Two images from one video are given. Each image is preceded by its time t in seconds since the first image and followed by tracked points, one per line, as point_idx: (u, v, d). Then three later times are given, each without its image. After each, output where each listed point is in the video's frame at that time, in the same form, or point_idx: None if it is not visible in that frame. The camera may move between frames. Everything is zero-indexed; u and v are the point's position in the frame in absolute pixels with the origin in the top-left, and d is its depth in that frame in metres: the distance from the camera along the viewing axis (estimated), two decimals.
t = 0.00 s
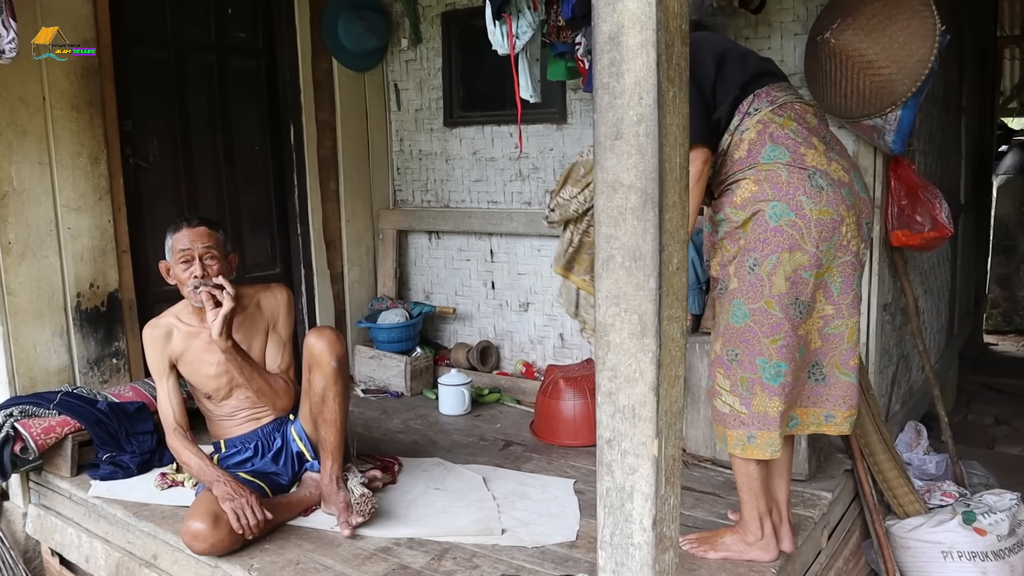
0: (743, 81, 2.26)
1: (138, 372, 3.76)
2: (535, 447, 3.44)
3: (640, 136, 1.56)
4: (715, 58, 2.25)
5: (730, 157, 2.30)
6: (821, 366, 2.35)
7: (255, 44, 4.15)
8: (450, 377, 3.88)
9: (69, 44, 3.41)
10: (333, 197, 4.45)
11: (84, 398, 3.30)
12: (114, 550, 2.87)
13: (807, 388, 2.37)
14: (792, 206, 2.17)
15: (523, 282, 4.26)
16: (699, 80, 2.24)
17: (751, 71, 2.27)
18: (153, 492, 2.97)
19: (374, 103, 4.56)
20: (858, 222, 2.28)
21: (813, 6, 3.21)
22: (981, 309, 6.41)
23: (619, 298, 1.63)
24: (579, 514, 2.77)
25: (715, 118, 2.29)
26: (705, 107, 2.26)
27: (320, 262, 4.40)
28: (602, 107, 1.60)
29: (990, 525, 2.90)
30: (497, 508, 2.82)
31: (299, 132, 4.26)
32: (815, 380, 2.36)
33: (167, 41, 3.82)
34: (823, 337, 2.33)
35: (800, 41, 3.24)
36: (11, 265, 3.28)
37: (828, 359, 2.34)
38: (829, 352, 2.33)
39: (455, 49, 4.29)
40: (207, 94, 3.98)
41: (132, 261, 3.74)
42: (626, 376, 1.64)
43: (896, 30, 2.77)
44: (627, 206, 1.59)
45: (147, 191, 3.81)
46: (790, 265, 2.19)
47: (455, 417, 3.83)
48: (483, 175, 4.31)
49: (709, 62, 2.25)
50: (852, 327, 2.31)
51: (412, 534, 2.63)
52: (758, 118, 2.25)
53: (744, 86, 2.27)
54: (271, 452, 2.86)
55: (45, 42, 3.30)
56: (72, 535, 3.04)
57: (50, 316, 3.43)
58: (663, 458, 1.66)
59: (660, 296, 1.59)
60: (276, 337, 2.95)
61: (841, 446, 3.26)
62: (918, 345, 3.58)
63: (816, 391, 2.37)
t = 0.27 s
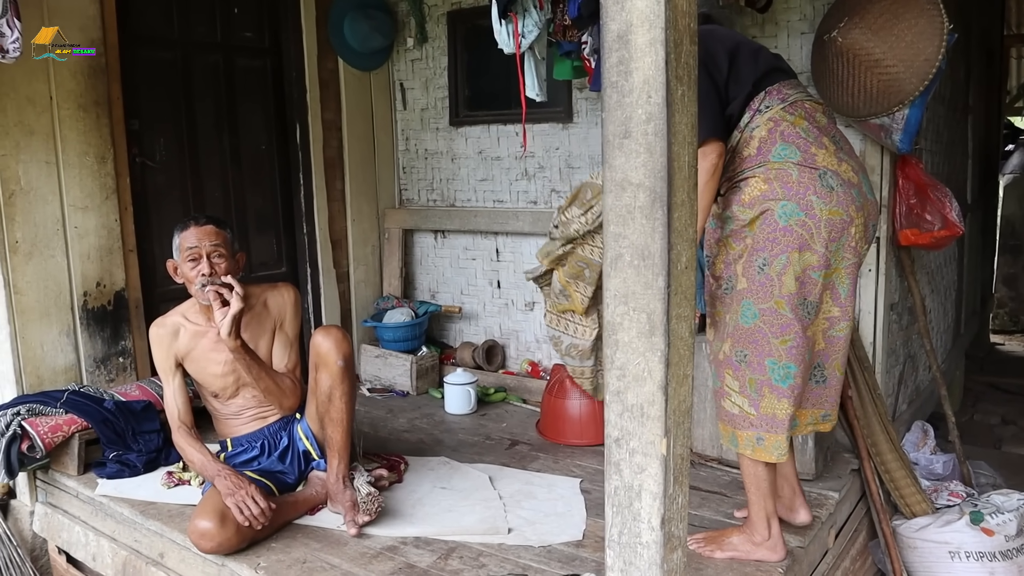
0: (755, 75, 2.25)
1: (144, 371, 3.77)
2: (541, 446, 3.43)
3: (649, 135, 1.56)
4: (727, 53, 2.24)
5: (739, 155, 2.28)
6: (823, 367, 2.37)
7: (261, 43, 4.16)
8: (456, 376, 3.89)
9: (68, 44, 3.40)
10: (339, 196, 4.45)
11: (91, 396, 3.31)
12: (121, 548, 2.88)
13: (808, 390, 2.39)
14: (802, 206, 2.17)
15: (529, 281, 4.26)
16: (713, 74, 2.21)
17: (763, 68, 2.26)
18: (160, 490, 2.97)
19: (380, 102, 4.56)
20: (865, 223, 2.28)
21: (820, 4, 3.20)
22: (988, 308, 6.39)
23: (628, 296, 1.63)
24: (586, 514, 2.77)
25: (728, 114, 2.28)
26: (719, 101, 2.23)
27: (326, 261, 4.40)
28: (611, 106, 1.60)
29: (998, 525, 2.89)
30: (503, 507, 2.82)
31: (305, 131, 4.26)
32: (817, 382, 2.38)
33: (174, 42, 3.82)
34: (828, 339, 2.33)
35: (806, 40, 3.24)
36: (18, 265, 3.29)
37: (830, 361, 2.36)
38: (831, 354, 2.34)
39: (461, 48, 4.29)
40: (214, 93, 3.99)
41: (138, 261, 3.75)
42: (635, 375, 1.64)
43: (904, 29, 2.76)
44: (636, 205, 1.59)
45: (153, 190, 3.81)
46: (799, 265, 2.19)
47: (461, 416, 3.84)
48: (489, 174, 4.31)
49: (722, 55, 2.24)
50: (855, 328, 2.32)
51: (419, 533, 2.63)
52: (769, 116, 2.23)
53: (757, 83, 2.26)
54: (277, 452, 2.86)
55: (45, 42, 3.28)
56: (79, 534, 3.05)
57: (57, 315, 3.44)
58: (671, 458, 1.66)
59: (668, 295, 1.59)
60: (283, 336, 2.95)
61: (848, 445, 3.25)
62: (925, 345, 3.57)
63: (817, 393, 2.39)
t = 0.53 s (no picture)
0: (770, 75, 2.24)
1: (152, 370, 3.77)
2: (549, 445, 3.43)
3: (660, 132, 1.55)
4: (742, 53, 2.21)
5: (755, 153, 2.28)
6: (837, 366, 2.37)
7: (268, 43, 4.15)
8: (463, 375, 3.88)
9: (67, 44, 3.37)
10: (346, 196, 4.45)
11: (99, 395, 3.31)
12: (129, 547, 2.88)
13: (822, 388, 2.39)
14: (822, 203, 2.16)
15: (536, 280, 4.25)
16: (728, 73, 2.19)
17: (778, 67, 2.25)
18: (168, 489, 2.98)
19: (387, 101, 4.56)
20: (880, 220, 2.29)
21: (829, 3, 3.18)
22: (996, 308, 6.37)
23: (639, 295, 1.62)
24: (594, 513, 2.76)
25: (744, 113, 2.26)
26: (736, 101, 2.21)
27: (333, 260, 4.40)
28: (623, 103, 1.59)
29: (1008, 525, 2.87)
30: (511, 507, 2.81)
31: (312, 131, 4.26)
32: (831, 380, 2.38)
33: (181, 41, 3.83)
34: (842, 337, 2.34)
35: (815, 38, 3.22)
36: (26, 264, 3.29)
37: (842, 360, 2.37)
38: (844, 351, 2.36)
39: (468, 47, 4.29)
40: (221, 93, 3.99)
41: (146, 260, 3.76)
42: (646, 373, 1.63)
43: (914, 27, 2.74)
44: (647, 203, 1.58)
45: (161, 189, 3.82)
46: (818, 262, 2.18)
47: (468, 416, 3.83)
48: (497, 173, 4.31)
49: (737, 54, 2.21)
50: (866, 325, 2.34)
51: (427, 532, 2.62)
52: (785, 115, 2.23)
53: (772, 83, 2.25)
54: (285, 450, 2.85)
55: (45, 42, 3.26)
56: (87, 532, 3.05)
57: (65, 314, 3.44)
58: (683, 457, 1.65)
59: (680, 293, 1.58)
60: (292, 337, 2.90)
61: (857, 445, 3.24)
62: (934, 344, 3.55)
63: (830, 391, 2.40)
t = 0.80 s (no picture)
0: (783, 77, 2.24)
1: (157, 370, 3.78)
2: (553, 446, 3.43)
3: (666, 134, 1.55)
4: (755, 53, 2.20)
5: (767, 154, 2.28)
6: (855, 364, 2.36)
7: (273, 43, 4.16)
8: (468, 375, 3.88)
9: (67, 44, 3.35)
10: (351, 196, 4.46)
11: (104, 395, 3.32)
12: (134, 547, 2.88)
13: (846, 389, 2.35)
14: (835, 202, 2.18)
15: (541, 281, 4.25)
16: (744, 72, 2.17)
17: (790, 70, 2.25)
18: (173, 489, 2.98)
19: (392, 102, 4.56)
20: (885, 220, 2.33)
21: (834, 3, 3.17)
22: (1002, 309, 6.35)
23: (644, 296, 1.62)
24: (599, 514, 2.76)
25: (760, 112, 2.25)
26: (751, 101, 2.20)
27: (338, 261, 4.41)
28: (628, 104, 1.59)
29: (1014, 527, 2.86)
30: (516, 507, 2.82)
31: (317, 131, 4.27)
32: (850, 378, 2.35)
33: (186, 42, 3.83)
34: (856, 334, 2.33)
35: (821, 39, 3.20)
36: (32, 264, 3.30)
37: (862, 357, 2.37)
38: (860, 349, 2.35)
39: (473, 47, 4.29)
40: (226, 93, 4.00)
41: (151, 260, 3.77)
42: (651, 375, 1.63)
43: (920, 27, 2.74)
44: (653, 204, 1.58)
45: (166, 189, 3.83)
46: (832, 260, 2.19)
47: (473, 416, 3.83)
48: (502, 174, 4.31)
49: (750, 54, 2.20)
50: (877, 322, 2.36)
51: (432, 533, 2.63)
52: (796, 116, 2.24)
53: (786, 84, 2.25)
54: (290, 451, 2.86)
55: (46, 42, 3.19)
56: (93, 532, 3.06)
57: (71, 314, 3.45)
58: (688, 458, 1.65)
59: (685, 294, 1.58)
60: (298, 339, 2.90)
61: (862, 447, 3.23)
62: (940, 345, 3.54)
63: (851, 391, 2.36)
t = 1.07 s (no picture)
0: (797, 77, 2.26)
1: (162, 369, 3.79)
2: (558, 446, 3.42)
3: (672, 132, 1.54)
4: (771, 53, 2.21)
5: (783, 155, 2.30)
6: (849, 359, 2.39)
7: (278, 42, 4.16)
8: (472, 375, 3.88)
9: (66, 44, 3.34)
10: (356, 195, 4.45)
11: (109, 394, 3.32)
12: (139, 545, 2.89)
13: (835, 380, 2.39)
14: (854, 205, 2.22)
15: (545, 280, 4.24)
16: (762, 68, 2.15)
17: (805, 75, 2.26)
18: (178, 488, 2.98)
19: (396, 101, 4.56)
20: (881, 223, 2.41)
21: (840, 2, 3.15)
22: (1007, 309, 6.32)
23: (651, 295, 1.61)
24: (603, 514, 2.76)
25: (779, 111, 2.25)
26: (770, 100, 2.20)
27: (342, 260, 4.41)
28: (634, 103, 1.59)
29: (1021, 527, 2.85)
30: (521, 507, 2.81)
31: (322, 130, 4.26)
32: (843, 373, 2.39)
33: (191, 41, 3.84)
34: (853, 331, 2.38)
35: (826, 37, 3.18)
36: (37, 263, 3.30)
37: (854, 351, 2.39)
38: (855, 345, 2.40)
39: (478, 46, 4.29)
40: (231, 93, 4.00)
41: (156, 259, 3.77)
42: (657, 373, 1.62)
43: (926, 25, 2.73)
44: (659, 203, 1.57)
45: (171, 188, 3.83)
46: (847, 260, 2.22)
47: (477, 415, 3.83)
48: (506, 173, 4.30)
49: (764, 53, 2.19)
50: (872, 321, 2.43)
51: (436, 532, 2.62)
52: (812, 119, 2.27)
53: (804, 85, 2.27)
54: (294, 451, 2.86)
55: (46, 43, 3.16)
56: (98, 531, 3.06)
57: (76, 313, 3.46)
58: (694, 457, 1.64)
59: (692, 293, 1.57)
60: (302, 339, 2.90)
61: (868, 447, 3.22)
62: (946, 345, 3.53)
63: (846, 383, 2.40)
